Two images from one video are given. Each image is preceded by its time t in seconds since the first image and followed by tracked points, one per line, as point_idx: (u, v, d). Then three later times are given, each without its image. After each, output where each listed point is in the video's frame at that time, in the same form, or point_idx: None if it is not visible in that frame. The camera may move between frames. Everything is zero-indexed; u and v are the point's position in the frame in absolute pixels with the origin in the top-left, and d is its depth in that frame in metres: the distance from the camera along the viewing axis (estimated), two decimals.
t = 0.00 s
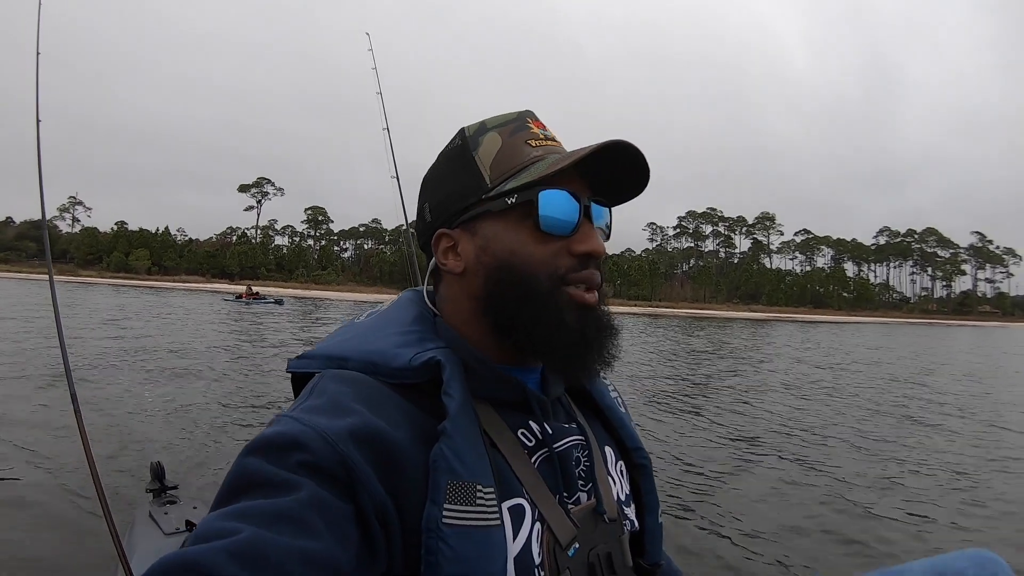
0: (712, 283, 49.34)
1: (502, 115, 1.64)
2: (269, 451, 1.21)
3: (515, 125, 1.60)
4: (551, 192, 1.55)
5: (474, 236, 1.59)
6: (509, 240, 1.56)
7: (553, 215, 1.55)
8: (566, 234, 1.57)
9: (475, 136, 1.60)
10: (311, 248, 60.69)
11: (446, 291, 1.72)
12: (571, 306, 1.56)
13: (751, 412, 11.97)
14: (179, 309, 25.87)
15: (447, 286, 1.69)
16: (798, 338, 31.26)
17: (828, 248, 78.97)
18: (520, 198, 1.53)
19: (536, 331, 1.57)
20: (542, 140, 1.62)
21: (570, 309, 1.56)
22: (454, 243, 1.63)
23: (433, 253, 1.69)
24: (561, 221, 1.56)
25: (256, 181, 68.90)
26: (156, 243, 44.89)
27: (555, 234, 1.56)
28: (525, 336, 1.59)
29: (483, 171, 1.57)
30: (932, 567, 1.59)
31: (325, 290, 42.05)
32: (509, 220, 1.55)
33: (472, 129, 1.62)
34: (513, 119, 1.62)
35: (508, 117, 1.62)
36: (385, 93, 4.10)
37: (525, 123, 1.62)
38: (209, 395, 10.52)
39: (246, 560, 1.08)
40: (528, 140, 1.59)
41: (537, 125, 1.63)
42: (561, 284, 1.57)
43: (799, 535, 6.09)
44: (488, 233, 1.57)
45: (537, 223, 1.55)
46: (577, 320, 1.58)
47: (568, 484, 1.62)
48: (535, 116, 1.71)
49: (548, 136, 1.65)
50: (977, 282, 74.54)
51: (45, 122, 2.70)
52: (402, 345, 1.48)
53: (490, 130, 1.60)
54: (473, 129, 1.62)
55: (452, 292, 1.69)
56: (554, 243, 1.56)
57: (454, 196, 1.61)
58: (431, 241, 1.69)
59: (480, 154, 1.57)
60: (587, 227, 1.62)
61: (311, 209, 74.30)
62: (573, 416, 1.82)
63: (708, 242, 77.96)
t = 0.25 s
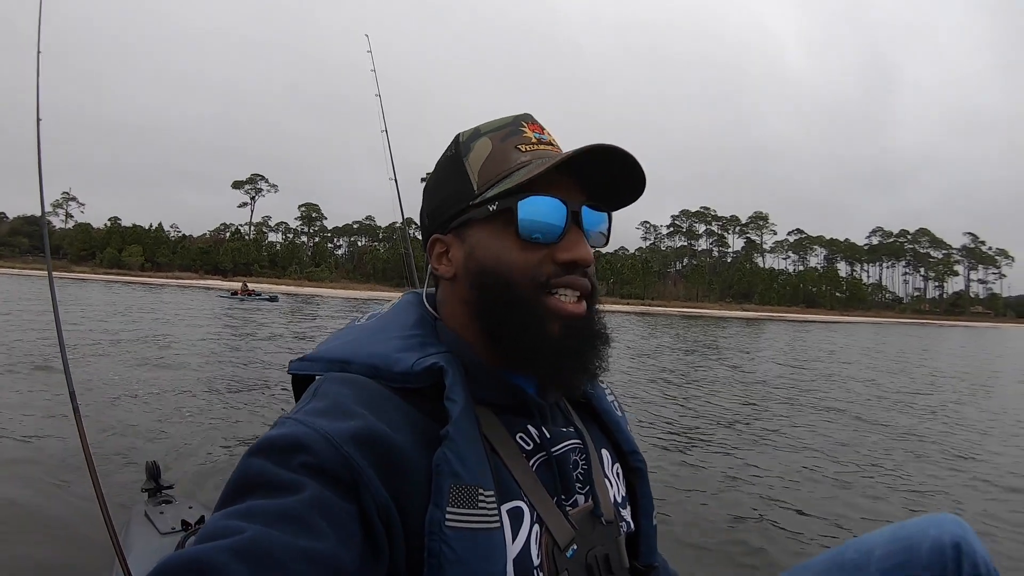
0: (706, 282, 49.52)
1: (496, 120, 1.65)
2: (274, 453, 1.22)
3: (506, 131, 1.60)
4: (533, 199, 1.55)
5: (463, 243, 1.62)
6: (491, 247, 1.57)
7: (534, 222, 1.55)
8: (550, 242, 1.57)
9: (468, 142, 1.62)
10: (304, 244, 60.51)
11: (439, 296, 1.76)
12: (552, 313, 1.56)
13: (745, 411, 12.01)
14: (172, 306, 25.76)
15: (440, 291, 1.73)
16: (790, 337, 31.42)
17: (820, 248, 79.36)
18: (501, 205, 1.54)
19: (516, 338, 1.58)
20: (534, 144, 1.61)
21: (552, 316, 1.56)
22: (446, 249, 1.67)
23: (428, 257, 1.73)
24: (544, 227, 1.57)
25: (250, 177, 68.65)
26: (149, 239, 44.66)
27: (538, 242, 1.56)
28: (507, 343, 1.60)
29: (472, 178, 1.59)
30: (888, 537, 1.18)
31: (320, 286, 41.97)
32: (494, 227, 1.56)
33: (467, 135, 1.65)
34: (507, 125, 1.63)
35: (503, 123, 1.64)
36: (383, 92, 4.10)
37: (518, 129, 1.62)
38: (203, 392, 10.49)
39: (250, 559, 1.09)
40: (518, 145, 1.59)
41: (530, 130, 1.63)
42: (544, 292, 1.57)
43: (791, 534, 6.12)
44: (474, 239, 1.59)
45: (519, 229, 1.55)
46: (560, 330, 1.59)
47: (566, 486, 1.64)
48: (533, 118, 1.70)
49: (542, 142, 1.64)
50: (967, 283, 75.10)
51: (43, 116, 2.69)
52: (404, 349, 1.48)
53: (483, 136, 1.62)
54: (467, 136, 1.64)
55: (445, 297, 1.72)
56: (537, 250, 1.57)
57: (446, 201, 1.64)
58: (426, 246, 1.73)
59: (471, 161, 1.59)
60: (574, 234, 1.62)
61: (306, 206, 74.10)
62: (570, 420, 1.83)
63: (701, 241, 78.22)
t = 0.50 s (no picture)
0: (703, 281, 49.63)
1: (470, 112, 1.67)
2: (264, 452, 1.22)
3: (473, 122, 1.62)
4: (491, 186, 1.56)
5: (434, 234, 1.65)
6: (458, 235, 1.59)
7: (496, 208, 1.57)
8: (511, 228, 1.57)
9: (441, 136, 1.66)
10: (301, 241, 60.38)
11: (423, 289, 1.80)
12: (516, 298, 1.55)
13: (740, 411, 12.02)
14: (169, 302, 25.70)
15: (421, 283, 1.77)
16: (787, 337, 31.48)
17: (818, 248, 79.44)
18: (462, 192, 1.56)
19: (478, 324, 1.58)
20: (504, 131, 1.60)
21: (518, 300, 1.55)
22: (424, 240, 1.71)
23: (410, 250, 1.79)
24: (507, 213, 1.58)
25: (247, 174, 68.49)
26: (146, 235, 44.51)
27: (499, 228, 1.56)
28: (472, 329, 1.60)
29: (441, 170, 1.62)
30: (859, 514, 1.45)
31: (317, 283, 41.95)
32: (457, 215, 1.59)
33: (442, 130, 1.68)
34: (479, 115, 1.64)
35: (475, 114, 1.65)
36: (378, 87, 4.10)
37: (489, 119, 1.63)
38: (200, 388, 10.48)
39: (241, 558, 1.09)
40: (484, 134, 1.59)
41: (500, 118, 1.63)
42: (507, 277, 1.56)
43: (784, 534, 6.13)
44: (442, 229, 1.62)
45: (480, 216, 1.56)
46: (526, 316, 1.56)
47: (560, 480, 1.64)
48: (508, 107, 1.69)
49: (512, 129, 1.63)
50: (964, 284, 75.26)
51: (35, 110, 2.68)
52: (394, 345, 1.48)
53: (454, 129, 1.64)
54: (442, 130, 1.67)
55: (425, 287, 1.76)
56: (500, 237, 1.57)
57: (422, 194, 1.67)
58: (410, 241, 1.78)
59: (441, 154, 1.63)
60: (539, 220, 1.61)
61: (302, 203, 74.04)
62: (563, 413, 1.84)
63: (698, 241, 78.26)
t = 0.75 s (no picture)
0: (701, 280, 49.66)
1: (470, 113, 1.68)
2: (267, 449, 1.21)
3: (468, 123, 1.64)
4: (478, 187, 1.57)
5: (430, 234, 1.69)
6: (448, 235, 1.62)
7: (485, 207, 1.58)
8: (498, 230, 1.58)
9: (441, 137, 1.69)
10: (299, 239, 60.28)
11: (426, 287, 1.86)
12: (501, 299, 1.55)
13: (738, 410, 12.04)
14: (166, 300, 25.64)
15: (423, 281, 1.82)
16: (784, 337, 31.53)
17: (814, 248, 79.56)
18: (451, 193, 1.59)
19: (464, 325, 1.59)
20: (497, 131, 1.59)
21: (503, 301, 1.55)
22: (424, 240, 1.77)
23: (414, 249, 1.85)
24: (494, 215, 1.58)
25: (244, 172, 68.38)
26: (143, 233, 44.41)
27: (486, 230, 1.57)
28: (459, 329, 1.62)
29: (437, 171, 1.66)
30: (843, 501, 1.46)
31: (314, 282, 41.83)
32: (448, 216, 1.62)
33: (444, 131, 1.71)
34: (476, 116, 1.65)
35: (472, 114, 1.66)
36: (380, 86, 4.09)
37: (485, 119, 1.63)
38: (199, 386, 10.45)
39: (243, 556, 1.08)
40: (477, 136, 1.60)
41: (495, 116, 1.64)
42: (492, 279, 1.56)
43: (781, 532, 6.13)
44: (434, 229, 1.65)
45: (467, 218, 1.58)
46: (510, 319, 1.55)
47: (563, 480, 1.64)
48: (508, 106, 1.69)
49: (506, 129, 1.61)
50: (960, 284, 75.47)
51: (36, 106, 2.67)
52: (397, 344, 1.48)
53: (452, 130, 1.67)
54: (442, 131, 1.70)
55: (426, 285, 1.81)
56: (487, 238, 1.58)
57: (423, 196, 1.72)
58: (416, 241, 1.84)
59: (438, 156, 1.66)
60: (526, 222, 1.61)
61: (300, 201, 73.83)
62: (566, 413, 1.83)
63: (695, 240, 78.34)
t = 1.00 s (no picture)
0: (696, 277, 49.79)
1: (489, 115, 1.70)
2: (276, 446, 1.21)
3: (483, 125, 1.66)
4: (484, 190, 1.60)
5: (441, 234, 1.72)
6: (453, 237, 1.64)
7: (491, 211, 1.59)
8: (500, 234, 1.59)
9: (458, 139, 1.72)
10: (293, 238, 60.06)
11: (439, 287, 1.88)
12: (499, 304, 1.56)
13: (734, 407, 12.07)
14: (160, 299, 25.51)
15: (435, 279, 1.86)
16: (779, 333, 31.64)
17: (809, 245, 79.78)
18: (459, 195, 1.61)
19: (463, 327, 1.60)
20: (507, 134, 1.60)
21: (501, 307, 1.55)
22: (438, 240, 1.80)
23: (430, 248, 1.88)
24: (499, 218, 1.60)
25: (238, 170, 68.05)
26: (137, 232, 44.14)
27: (489, 233, 1.59)
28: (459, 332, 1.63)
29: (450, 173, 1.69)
30: (828, 496, 1.48)
31: (309, 280, 41.72)
32: (455, 217, 1.65)
33: (462, 133, 1.74)
34: (494, 118, 1.67)
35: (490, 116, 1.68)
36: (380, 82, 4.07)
37: (501, 121, 1.64)
38: (195, 385, 10.41)
39: (249, 552, 1.08)
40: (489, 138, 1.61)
41: (510, 119, 1.65)
42: (492, 282, 1.57)
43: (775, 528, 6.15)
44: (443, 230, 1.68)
45: (472, 220, 1.60)
46: (509, 323, 1.56)
47: (567, 483, 1.64)
48: (526, 109, 1.70)
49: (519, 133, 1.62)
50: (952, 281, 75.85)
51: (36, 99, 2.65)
52: (407, 344, 1.48)
53: (469, 132, 1.69)
54: (461, 133, 1.73)
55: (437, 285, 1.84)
56: (490, 241, 1.59)
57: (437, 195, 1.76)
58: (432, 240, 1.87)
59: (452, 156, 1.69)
60: (529, 227, 1.61)
61: (295, 199, 73.59)
62: (571, 416, 1.83)
63: (690, 238, 78.46)
